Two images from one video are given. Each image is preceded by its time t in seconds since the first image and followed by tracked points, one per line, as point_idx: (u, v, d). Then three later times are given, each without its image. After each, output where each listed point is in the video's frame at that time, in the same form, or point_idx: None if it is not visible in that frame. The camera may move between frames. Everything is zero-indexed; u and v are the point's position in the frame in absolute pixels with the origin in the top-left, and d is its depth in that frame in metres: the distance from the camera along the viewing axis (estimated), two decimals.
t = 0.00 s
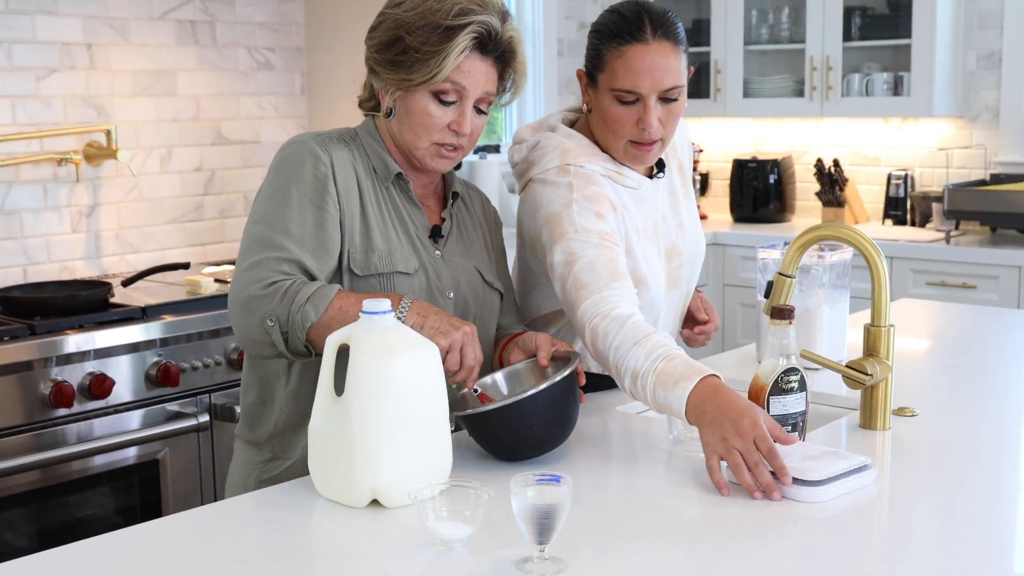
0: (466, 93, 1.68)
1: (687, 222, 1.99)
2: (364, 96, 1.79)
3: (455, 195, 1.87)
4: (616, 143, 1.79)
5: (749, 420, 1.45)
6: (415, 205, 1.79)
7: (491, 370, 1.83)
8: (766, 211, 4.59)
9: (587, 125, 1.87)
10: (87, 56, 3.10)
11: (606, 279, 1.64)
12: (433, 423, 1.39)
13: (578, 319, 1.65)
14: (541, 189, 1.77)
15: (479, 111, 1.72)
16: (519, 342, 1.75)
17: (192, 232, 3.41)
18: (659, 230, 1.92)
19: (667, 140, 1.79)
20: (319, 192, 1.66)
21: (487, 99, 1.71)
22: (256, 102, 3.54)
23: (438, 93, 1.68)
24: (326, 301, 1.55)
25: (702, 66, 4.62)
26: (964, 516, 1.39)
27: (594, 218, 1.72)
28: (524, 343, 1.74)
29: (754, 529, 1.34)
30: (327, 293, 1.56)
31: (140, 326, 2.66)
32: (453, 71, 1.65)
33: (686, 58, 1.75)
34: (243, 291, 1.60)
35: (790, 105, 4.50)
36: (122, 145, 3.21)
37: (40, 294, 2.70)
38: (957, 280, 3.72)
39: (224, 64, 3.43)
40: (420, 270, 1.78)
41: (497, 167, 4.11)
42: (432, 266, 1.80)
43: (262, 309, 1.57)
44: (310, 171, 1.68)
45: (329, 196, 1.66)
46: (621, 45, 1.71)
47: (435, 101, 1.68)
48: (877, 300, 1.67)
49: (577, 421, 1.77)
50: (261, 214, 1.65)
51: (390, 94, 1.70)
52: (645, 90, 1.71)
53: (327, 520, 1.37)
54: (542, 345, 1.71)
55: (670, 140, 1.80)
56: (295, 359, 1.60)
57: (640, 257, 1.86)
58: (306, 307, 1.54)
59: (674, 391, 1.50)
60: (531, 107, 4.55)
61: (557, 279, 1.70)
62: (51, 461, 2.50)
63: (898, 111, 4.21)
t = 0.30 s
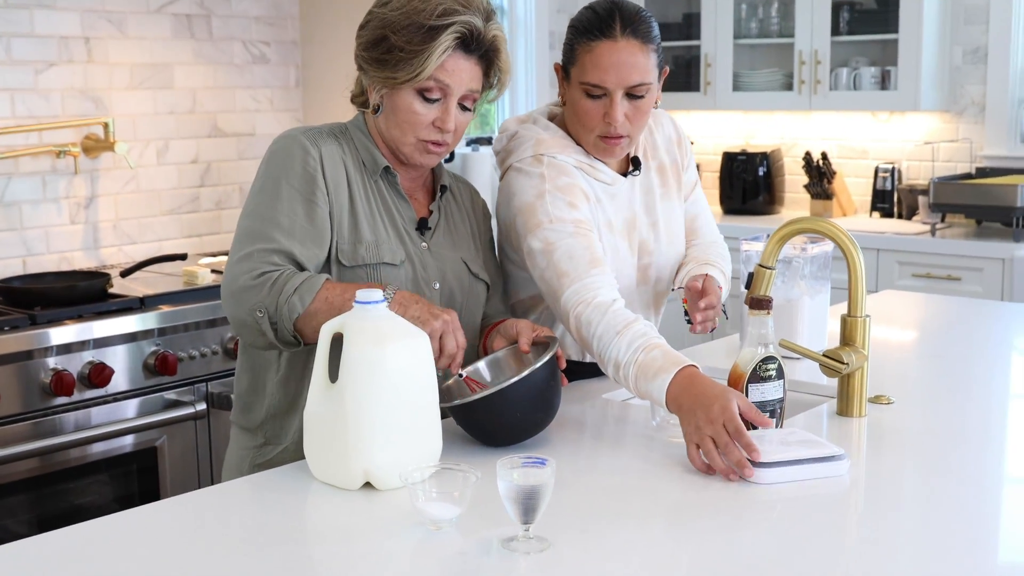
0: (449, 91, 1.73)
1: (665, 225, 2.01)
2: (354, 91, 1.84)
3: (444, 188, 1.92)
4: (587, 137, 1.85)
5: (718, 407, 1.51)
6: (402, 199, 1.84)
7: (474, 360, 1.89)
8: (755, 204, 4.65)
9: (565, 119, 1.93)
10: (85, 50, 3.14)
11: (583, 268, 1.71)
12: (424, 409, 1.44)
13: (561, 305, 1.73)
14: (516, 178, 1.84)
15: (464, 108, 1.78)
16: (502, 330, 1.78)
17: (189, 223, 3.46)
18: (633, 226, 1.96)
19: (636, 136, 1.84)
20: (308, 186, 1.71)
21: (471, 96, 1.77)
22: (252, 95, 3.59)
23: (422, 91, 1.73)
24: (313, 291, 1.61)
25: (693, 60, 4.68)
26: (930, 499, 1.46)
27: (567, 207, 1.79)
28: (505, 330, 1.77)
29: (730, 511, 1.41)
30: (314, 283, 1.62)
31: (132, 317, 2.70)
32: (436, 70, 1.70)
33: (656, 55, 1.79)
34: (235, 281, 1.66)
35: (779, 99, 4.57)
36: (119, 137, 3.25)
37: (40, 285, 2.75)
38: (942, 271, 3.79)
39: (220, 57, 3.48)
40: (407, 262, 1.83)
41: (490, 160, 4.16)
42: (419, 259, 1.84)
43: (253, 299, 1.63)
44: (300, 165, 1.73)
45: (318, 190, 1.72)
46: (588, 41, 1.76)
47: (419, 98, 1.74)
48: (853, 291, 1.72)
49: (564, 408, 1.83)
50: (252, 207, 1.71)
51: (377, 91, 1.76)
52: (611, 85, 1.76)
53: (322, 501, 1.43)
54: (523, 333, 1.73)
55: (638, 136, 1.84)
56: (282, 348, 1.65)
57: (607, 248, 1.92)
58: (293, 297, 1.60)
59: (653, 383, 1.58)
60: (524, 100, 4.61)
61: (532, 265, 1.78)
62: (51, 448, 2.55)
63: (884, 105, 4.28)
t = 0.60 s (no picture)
0: (459, 96, 1.78)
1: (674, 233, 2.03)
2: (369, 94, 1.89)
3: (457, 189, 1.97)
4: (599, 147, 1.88)
5: (740, 412, 1.56)
6: (416, 199, 1.89)
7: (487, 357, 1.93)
8: (774, 202, 4.67)
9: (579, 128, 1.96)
10: (111, 49, 3.20)
11: (598, 272, 1.76)
12: (438, 404, 1.48)
13: (578, 309, 1.77)
14: (529, 182, 1.89)
15: (474, 113, 1.83)
16: (513, 329, 1.83)
17: (213, 219, 3.52)
18: (645, 234, 2.00)
19: (646, 145, 1.86)
20: (323, 185, 1.77)
21: (481, 101, 1.82)
22: (274, 92, 3.64)
23: (432, 97, 1.78)
24: (324, 288, 1.65)
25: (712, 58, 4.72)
26: (932, 496, 1.48)
27: (578, 213, 1.83)
28: (516, 328, 1.82)
29: (735, 505, 1.44)
30: (326, 279, 1.66)
31: (160, 312, 2.75)
32: (446, 77, 1.76)
33: (664, 66, 1.81)
34: (248, 275, 1.71)
35: (797, 97, 4.62)
36: (144, 134, 3.31)
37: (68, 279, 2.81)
38: (959, 270, 3.79)
39: (243, 56, 3.53)
40: (420, 260, 1.88)
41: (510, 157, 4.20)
42: (431, 257, 1.89)
43: (266, 295, 1.68)
44: (316, 165, 1.79)
45: (332, 189, 1.78)
46: (596, 53, 1.79)
47: (429, 104, 1.79)
48: (859, 292, 1.76)
49: (576, 404, 1.87)
50: (269, 205, 1.77)
51: (389, 96, 1.81)
52: (618, 95, 1.79)
53: (339, 493, 1.47)
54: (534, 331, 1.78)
55: (648, 146, 1.87)
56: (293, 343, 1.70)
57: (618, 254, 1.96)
58: (304, 294, 1.64)
59: (672, 386, 1.62)
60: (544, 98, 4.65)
61: (546, 270, 1.83)
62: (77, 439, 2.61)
63: (902, 104, 4.31)
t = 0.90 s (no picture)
0: (484, 104, 1.80)
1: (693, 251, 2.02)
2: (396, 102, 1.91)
3: (483, 198, 1.98)
4: (624, 165, 1.88)
5: (771, 423, 1.54)
6: (441, 207, 1.91)
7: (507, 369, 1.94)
8: (817, 216, 4.63)
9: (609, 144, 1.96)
10: (156, 50, 3.25)
11: (619, 289, 1.76)
12: (454, 415, 1.49)
13: (601, 325, 1.77)
14: (555, 196, 1.90)
15: (500, 120, 1.85)
16: (534, 342, 1.85)
17: (254, 222, 3.56)
18: (669, 253, 2.01)
19: (671, 167, 1.85)
20: (346, 194, 1.79)
21: (506, 108, 1.84)
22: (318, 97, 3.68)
23: (457, 104, 1.80)
24: (341, 303, 1.67)
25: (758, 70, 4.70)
26: (950, 521, 1.46)
27: (601, 228, 1.84)
28: (538, 341, 1.83)
29: (750, 525, 1.43)
30: (343, 296, 1.68)
31: (205, 313, 2.80)
32: (471, 84, 1.77)
33: (693, 86, 1.80)
34: (272, 285, 1.74)
35: (842, 110, 4.58)
36: (187, 136, 3.36)
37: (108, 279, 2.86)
38: (1002, 290, 3.73)
39: (287, 60, 3.57)
40: (443, 269, 1.90)
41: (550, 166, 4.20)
42: (454, 265, 1.91)
43: (286, 306, 1.71)
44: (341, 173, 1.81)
45: (357, 197, 1.80)
46: (625, 71, 1.79)
47: (455, 111, 1.81)
48: (883, 311, 1.74)
49: (597, 419, 1.86)
50: (293, 214, 1.79)
51: (415, 103, 1.84)
52: (643, 114, 1.79)
53: (354, 501, 1.48)
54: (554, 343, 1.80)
55: (674, 167, 1.86)
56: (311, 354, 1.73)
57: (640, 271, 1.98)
58: (321, 307, 1.67)
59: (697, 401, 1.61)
60: (588, 106, 4.65)
61: (569, 283, 1.84)
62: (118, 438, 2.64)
63: (948, 119, 4.26)
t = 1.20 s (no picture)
0: (480, 178, 1.83)
1: (691, 325, 2.02)
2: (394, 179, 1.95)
3: (481, 272, 2.00)
4: (619, 240, 1.90)
5: (762, 498, 1.53)
6: (438, 281, 1.93)
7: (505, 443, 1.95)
8: (829, 280, 4.62)
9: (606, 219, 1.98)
10: (169, 126, 3.30)
11: (615, 361, 1.77)
12: (447, 490, 1.49)
13: (597, 397, 1.77)
14: (551, 270, 1.92)
15: (496, 193, 1.87)
16: (531, 416, 1.86)
17: (265, 294, 3.59)
18: (665, 327, 2.01)
19: (665, 241, 1.87)
20: (345, 270, 1.81)
21: (503, 181, 1.86)
22: (328, 169, 3.72)
23: (453, 178, 1.83)
24: (338, 371, 1.67)
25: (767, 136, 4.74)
26: None
27: (596, 301, 1.85)
28: (536, 416, 1.85)
29: None
30: (340, 362, 1.69)
31: (218, 385, 2.81)
32: (465, 159, 1.80)
33: (683, 159, 1.82)
34: (269, 358, 1.74)
35: (852, 174, 4.59)
36: (199, 210, 3.40)
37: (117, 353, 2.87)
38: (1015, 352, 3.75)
39: (299, 133, 3.63)
40: (439, 344, 1.92)
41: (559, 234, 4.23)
42: (451, 340, 1.93)
43: (283, 378, 1.70)
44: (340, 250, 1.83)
45: (355, 274, 1.81)
46: (614, 147, 1.82)
47: (450, 186, 1.83)
48: (880, 381, 1.74)
49: (596, 491, 1.85)
50: (292, 290, 1.80)
51: (412, 179, 1.86)
52: (633, 189, 1.81)
53: None
54: (551, 418, 1.81)
55: (668, 241, 1.87)
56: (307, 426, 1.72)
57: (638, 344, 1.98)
58: (320, 376, 1.67)
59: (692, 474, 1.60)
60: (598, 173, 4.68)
61: (565, 356, 1.85)
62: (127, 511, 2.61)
63: (958, 182, 4.27)
